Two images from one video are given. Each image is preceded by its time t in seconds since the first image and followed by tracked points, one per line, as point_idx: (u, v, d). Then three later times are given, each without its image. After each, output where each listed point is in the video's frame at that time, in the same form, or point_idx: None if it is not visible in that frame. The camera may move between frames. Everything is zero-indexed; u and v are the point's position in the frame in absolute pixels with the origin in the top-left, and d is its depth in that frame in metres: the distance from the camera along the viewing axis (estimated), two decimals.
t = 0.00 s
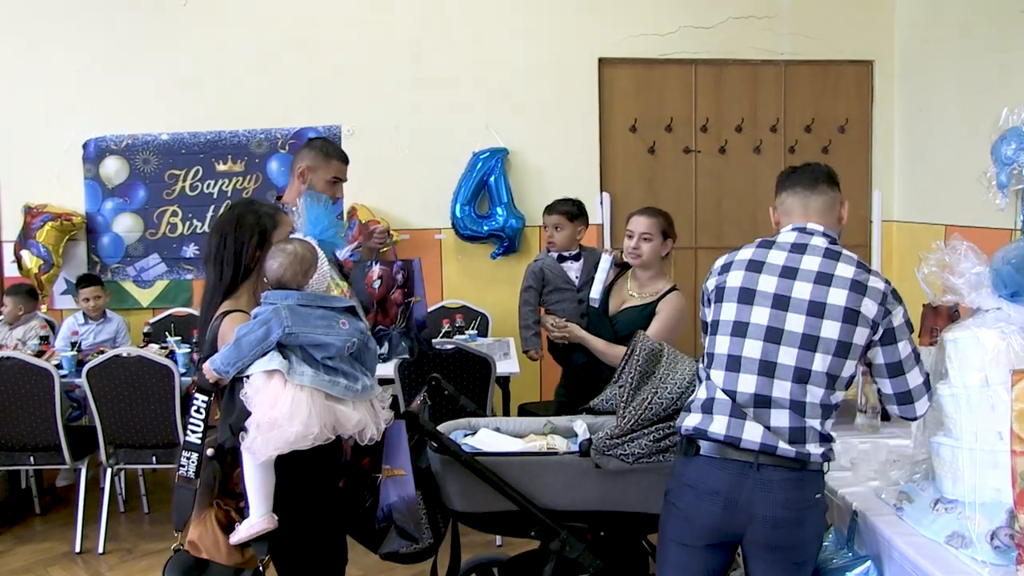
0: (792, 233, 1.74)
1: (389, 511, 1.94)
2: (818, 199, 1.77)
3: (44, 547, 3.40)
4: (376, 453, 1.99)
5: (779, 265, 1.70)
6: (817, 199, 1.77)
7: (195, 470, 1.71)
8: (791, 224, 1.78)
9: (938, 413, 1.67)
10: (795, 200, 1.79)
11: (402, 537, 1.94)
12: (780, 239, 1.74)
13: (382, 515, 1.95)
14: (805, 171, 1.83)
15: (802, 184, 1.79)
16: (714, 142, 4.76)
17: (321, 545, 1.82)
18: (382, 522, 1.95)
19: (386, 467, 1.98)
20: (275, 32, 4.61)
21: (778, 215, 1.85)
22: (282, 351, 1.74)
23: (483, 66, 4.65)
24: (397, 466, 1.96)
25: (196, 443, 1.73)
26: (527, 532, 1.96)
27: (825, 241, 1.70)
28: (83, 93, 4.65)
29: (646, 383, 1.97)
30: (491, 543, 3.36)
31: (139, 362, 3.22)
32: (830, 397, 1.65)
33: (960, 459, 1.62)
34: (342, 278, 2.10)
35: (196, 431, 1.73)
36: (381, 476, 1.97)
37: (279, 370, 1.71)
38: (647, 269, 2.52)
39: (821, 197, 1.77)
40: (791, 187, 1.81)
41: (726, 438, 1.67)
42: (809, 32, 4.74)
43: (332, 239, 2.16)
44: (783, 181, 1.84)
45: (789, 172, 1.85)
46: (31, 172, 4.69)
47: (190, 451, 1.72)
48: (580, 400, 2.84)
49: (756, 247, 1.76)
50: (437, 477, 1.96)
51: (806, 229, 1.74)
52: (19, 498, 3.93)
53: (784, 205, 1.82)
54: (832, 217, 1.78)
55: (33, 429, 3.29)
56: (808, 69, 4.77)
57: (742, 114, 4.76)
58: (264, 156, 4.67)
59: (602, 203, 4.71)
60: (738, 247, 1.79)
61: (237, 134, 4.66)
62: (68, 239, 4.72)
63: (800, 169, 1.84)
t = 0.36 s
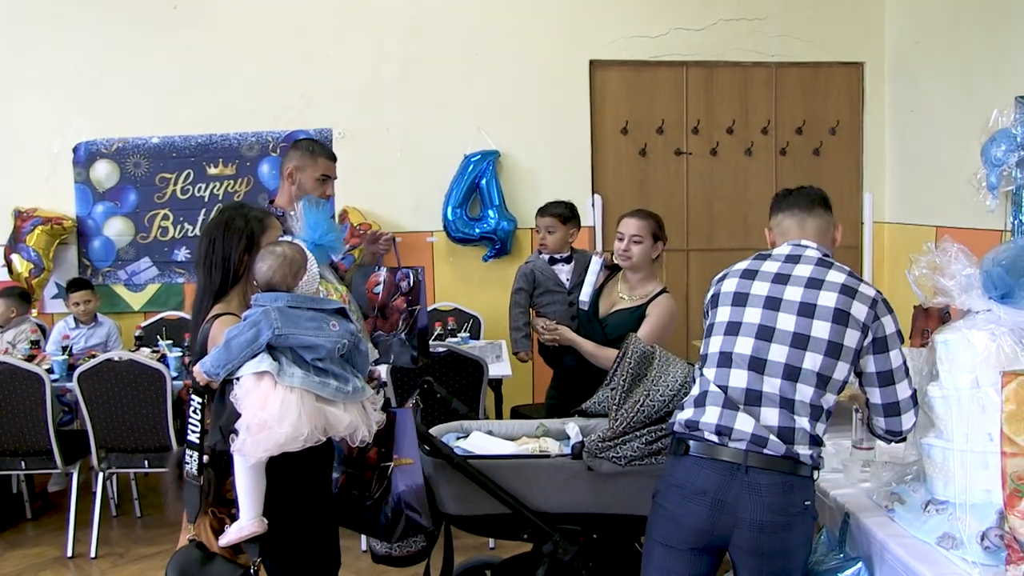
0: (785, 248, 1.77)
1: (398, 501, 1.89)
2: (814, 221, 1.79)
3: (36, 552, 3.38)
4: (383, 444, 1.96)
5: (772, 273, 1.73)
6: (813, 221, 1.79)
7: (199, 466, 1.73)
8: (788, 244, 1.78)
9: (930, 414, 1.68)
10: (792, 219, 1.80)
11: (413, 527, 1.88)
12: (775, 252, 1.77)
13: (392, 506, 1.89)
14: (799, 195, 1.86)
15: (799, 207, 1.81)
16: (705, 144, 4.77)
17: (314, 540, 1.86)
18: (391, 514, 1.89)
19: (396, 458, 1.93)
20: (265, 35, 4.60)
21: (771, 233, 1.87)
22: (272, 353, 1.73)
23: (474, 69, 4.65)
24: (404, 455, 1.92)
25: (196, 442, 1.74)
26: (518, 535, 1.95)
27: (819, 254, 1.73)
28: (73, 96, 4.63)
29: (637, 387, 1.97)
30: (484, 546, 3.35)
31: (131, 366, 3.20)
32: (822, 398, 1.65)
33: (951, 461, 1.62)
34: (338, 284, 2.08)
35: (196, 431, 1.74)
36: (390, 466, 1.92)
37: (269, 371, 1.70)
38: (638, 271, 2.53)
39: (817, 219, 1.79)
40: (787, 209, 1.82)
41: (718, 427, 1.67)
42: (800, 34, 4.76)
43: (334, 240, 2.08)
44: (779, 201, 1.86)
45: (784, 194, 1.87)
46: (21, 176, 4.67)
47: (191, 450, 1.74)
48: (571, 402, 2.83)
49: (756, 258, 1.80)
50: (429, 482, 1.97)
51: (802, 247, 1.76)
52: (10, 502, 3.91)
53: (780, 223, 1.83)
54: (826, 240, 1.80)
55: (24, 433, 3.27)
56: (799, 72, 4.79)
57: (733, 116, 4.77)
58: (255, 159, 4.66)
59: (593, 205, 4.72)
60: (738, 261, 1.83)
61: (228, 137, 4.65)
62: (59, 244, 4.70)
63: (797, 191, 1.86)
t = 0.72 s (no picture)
0: (781, 252, 1.77)
1: (409, 487, 1.84)
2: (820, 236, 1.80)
3: (28, 552, 3.37)
4: (392, 431, 1.90)
5: (768, 277, 1.73)
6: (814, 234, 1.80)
7: (203, 463, 1.75)
8: (785, 246, 1.78)
9: (924, 416, 1.68)
10: (801, 231, 1.80)
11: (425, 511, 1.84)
12: (770, 256, 1.77)
13: (403, 492, 1.84)
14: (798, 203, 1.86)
15: (803, 214, 1.81)
16: (701, 145, 4.77)
17: (307, 540, 1.83)
18: (402, 501, 1.84)
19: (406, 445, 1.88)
20: (262, 33, 4.59)
21: (776, 231, 1.82)
22: (265, 353, 1.72)
23: (471, 68, 4.64)
24: (413, 441, 1.88)
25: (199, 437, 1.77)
26: (512, 536, 1.94)
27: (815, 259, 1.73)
28: (69, 93, 4.62)
29: (632, 387, 1.96)
30: (478, 546, 3.35)
31: (125, 365, 3.19)
32: (818, 401, 1.64)
33: (945, 462, 1.62)
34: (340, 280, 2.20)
35: (198, 426, 1.77)
36: (400, 452, 1.87)
37: (260, 372, 1.69)
38: (630, 272, 2.52)
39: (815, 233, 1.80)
40: (790, 214, 1.81)
41: (713, 431, 1.67)
42: (797, 35, 4.76)
43: (338, 238, 2.12)
44: (786, 206, 1.83)
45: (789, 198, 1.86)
46: (16, 174, 4.66)
47: (196, 446, 1.76)
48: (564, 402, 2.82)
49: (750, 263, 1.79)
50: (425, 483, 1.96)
51: (796, 250, 1.76)
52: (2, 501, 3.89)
53: (789, 227, 1.80)
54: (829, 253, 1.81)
55: (16, 433, 3.26)
56: (796, 73, 4.79)
57: (730, 117, 4.77)
58: (251, 158, 4.65)
59: (589, 206, 4.72)
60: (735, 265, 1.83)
61: (224, 136, 4.64)
62: (53, 242, 4.68)
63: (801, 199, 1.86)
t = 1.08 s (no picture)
0: (771, 241, 1.72)
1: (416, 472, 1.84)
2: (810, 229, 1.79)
3: (29, 549, 3.37)
4: (404, 416, 1.89)
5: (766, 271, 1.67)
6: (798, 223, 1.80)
7: (197, 464, 1.74)
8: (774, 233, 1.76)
9: (927, 417, 1.68)
10: (793, 223, 1.79)
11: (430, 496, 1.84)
12: (762, 245, 1.71)
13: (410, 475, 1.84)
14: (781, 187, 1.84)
15: (792, 202, 1.80)
16: (703, 143, 4.76)
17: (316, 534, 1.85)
18: (409, 486, 1.84)
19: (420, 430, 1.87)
20: (263, 31, 4.58)
21: (770, 215, 1.78)
22: (266, 350, 1.71)
23: (472, 66, 4.63)
24: (424, 427, 1.87)
25: (195, 439, 1.75)
26: (512, 535, 1.93)
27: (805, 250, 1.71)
28: (70, 90, 4.61)
29: (632, 386, 1.96)
30: (479, 545, 3.34)
31: (125, 363, 3.19)
32: (821, 399, 1.65)
33: (946, 462, 1.62)
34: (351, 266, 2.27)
35: (195, 428, 1.75)
36: (411, 436, 1.87)
37: (262, 369, 1.68)
38: (631, 271, 2.52)
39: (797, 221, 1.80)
40: (782, 199, 1.79)
41: (721, 440, 1.63)
42: (799, 33, 4.75)
43: (350, 226, 2.11)
44: (779, 192, 1.80)
45: (780, 183, 1.83)
46: (16, 171, 4.66)
47: (189, 448, 1.75)
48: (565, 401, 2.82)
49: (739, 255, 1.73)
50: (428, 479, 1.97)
51: (784, 238, 1.73)
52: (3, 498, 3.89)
53: (783, 216, 1.78)
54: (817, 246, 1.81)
55: (17, 430, 3.27)
56: (798, 71, 4.77)
57: (732, 115, 4.76)
58: (252, 155, 4.65)
59: (590, 204, 4.71)
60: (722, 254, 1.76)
61: (224, 133, 4.64)
62: (54, 239, 4.68)
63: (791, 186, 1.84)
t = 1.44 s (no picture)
0: (746, 233, 1.69)
1: (441, 458, 1.86)
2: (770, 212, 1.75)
3: (36, 551, 3.38)
4: (429, 400, 1.90)
5: (757, 272, 1.64)
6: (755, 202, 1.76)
7: (200, 472, 1.73)
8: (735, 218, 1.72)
9: (934, 417, 1.67)
10: (749, 204, 1.74)
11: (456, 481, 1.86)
12: (739, 238, 1.67)
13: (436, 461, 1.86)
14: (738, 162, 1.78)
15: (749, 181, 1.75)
16: (708, 144, 4.75)
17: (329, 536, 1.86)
18: (433, 472, 1.86)
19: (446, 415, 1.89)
20: (268, 34, 4.59)
21: (729, 198, 1.72)
22: (269, 351, 1.72)
23: (477, 68, 4.64)
24: (450, 412, 1.88)
25: (200, 446, 1.74)
26: (519, 537, 1.94)
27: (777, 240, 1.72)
28: (75, 93, 4.63)
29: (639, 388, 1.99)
30: (486, 547, 3.34)
31: (130, 366, 3.20)
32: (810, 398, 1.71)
33: (953, 463, 1.61)
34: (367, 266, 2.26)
35: (199, 435, 1.74)
36: (436, 422, 1.89)
37: (265, 369, 1.68)
38: (636, 273, 2.52)
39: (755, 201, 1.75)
40: (740, 179, 1.74)
41: (729, 465, 1.61)
42: (804, 34, 4.74)
43: (366, 224, 2.13)
44: (734, 170, 1.74)
45: (736, 159, 1.76)
46: (24, 175, 4.68)
47: (193, 455, 1.74)
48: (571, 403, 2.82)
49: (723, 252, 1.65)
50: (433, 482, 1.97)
51: (750, 225, 1.71)
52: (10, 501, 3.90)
53: (741, 197, 1.73)
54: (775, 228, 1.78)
55: (24, 432, 3.28)
56: (803, 72, 4.77)
57: (737, 116, 4.75)
58: (257, 158, 4.66)
59: (596, 206, 4.71)
60: (706, 248, 1.65)
61: (230, 136, 4.65)
62: (60, 242, 4.70)
63: (747, 162, 1.77)
